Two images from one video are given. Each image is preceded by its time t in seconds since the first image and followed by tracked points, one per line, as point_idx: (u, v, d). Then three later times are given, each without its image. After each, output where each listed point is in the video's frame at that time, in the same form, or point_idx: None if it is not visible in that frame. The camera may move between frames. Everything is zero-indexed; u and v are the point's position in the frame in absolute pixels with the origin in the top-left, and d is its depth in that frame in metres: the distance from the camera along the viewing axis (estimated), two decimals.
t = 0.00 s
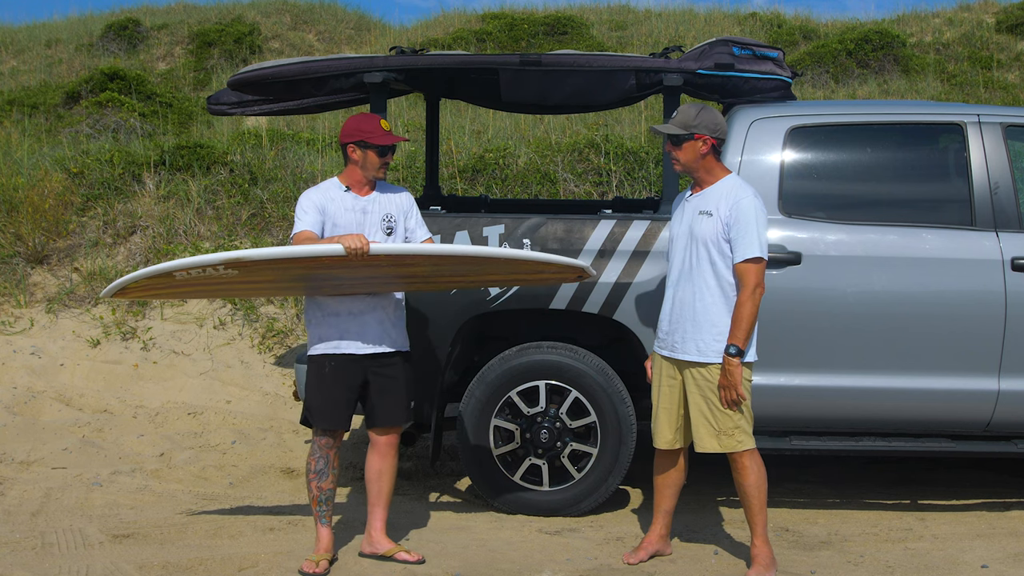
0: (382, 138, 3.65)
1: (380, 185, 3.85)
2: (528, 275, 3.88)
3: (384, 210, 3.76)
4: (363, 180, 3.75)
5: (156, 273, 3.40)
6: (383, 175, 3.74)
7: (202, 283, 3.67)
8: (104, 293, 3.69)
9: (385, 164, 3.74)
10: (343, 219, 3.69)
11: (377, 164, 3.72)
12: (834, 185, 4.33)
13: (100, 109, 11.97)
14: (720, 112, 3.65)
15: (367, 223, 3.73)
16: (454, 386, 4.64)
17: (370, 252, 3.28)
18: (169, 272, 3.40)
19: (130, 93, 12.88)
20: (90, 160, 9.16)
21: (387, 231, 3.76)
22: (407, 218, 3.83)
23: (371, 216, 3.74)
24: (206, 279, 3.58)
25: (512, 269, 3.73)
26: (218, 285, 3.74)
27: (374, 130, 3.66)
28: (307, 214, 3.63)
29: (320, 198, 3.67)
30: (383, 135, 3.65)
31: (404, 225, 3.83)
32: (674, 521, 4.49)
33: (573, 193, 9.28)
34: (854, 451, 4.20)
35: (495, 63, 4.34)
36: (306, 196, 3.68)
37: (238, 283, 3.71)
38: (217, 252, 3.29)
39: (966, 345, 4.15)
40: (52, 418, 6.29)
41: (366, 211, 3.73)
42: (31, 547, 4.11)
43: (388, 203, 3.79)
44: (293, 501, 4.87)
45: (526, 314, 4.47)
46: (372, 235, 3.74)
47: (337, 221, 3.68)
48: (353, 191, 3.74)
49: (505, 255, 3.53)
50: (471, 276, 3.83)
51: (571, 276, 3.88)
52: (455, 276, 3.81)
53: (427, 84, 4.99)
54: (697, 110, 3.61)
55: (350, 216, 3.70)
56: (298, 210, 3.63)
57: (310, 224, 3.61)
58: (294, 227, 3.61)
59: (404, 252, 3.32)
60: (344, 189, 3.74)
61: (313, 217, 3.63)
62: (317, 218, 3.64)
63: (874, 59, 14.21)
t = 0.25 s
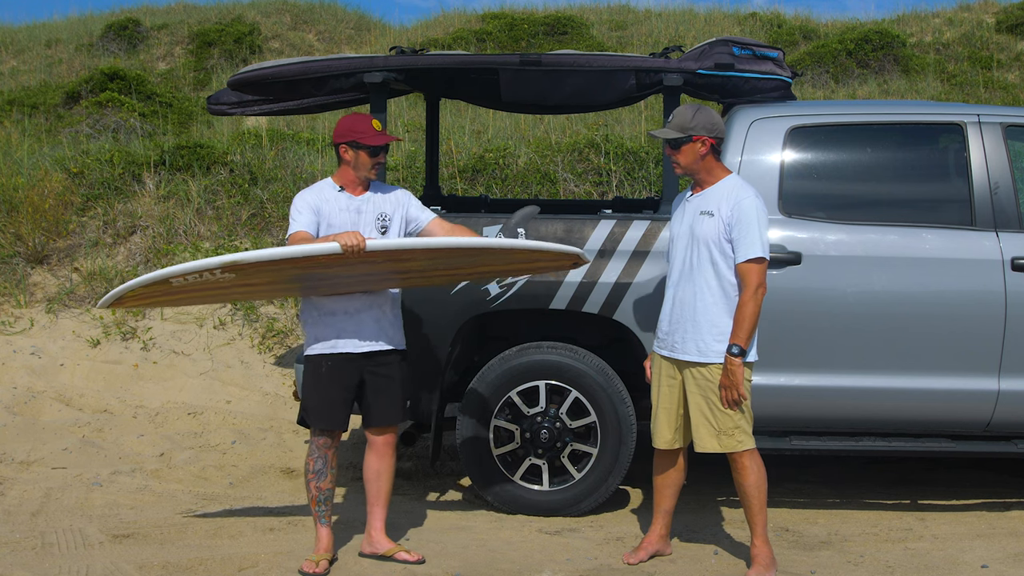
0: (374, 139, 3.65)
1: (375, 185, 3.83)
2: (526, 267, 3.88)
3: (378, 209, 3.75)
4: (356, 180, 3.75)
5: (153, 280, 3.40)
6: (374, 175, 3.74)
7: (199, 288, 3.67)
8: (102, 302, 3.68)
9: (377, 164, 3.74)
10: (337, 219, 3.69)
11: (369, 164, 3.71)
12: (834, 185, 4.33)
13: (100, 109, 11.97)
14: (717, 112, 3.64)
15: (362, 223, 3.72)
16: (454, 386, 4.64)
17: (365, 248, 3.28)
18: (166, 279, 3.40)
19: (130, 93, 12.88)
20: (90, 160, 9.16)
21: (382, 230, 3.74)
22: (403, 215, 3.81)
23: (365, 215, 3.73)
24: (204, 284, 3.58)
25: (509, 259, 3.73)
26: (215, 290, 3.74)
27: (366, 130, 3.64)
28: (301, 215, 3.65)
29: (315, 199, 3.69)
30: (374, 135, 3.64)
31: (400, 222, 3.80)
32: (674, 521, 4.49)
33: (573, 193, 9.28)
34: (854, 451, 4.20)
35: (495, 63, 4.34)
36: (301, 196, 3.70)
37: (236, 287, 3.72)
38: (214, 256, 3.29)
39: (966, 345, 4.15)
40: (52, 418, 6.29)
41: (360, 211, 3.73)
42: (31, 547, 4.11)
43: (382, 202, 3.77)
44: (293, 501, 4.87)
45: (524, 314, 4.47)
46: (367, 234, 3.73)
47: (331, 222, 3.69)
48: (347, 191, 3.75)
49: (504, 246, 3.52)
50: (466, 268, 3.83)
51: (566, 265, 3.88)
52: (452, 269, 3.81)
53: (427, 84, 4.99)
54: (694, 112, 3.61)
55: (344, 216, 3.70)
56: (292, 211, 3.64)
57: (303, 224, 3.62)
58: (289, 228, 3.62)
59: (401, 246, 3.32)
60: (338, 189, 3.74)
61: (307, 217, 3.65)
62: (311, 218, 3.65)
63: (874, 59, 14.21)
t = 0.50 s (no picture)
0: (366, 139, 3.64)
1: (371, 184, 3.84)
2: (524, 270, 3.88)
3: (376, 208, 3.76)
4: (353, 180, 3.76)
5: (150, 275, 3.40)
6: (369, 173, 3.74)
7: (198, 285, 3.67)
8: (99, 297, 3.68)
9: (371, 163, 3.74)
10: (336, 219, 3.69)
11: (362, 163, 3.71)
12: (835, 185, 4.33)
13: (100, 109, 11.97)
14: (717, 112, 3.64)
15: (360, 222, 3.73)
16: (454, 386, 4.64)
17: (364, 247, 3.28)
18: (164, 273, 3.40)
19: (130, 93, 12.88)
20: (90, 160, 9.16)
21: (379, 229, 3.75)
22: (400, 215, 3.81)
23: (362, 214, 3.73)
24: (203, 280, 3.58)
25: (507, 262, 3.73)
26: (214, 286, 3.74)
27: (358, 130, 3.64)
28: (300, 214, 3.63)
29: (313, 199, 3.68)
30: (367, 136, 3.64)
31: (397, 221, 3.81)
32: (674, 521, 4.49)
33: (573, 192, 9.28)
34: (854, 451, 4.19)
35: (495, 63, 4.34)
36: (299, 197, 3.68)
37: (234, 283, 3.72)
38: (212, 252, 3.29)
39: (966, 345, 4.15)
40: (52, 418, 6.29)
41: (358, 210, 3.73)
42: (31, 547, 4.11)
43: (379, 201, 3.77)
44: (293, 501, 4.87)
45: (522, 314, 4.47)
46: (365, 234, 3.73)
47: (329, 221, 3.69)
48: (345, 191, 3.75)
49: (502, 248, 3.52)
50: (463, 271, 3.83)
51: (565, 270, 3.89)
52: (450, 271, 3.81)
53: (426, 83, 4.99)
54: (694, 111, 3.61)
55: (343, 215, 3.70)
56: (291, 211, 3.63)
57: (303, 224, 3.62)
58: (288, 228, 3.61)
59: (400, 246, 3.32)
60: (336, 189, 3.74)
61: (306, 217, 3.63)
62: (310, 218, 3.64)
63: (874, 59, 14.21)
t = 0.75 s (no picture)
0: (355, 141, 3.63)
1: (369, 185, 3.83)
2: (525, 276, 3.90)
3: (375, 209, 3.76)
4: (348, 180, 3.75)
5: (151, 270, 3.40)
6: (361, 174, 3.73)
7: (198, 281, 3.66)
8: (100, 288, 3.68)
9: (363, 165, 3.72)
10: (335, 218, 3.69)
11: (353, 165, 3.70)
12: (835, 185, 4.33)
13: (100, 109, 11.97)
14: (717, 112, 3.64)
15: (359, 222, 3.73)
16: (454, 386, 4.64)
17: (368, 249, 3.28)
18: (166, 269, 3.40)
19: (130, 93, 12.88)
20: (90, 160, 9.15)
21: (378, 229, 3.75)
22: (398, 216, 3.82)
23: (362, 214, 3.73)
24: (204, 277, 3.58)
25: (508, 268, 3.74)
26: (214, 283, 3.74)
27: (347, 132, 3.63)
28: (300, 212, 3.63)
29: (313, 197, 3.68)
30: (359, 138, 3.63)
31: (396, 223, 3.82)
32: (674, 521, 4.49)
33: (573, 192, 9.28)
34: (854, 451, 4.19)
35: (495, 63, 4.34)
36: (299, 196, 3.68)
37: (234, 281, 3.71)
38: (214, 250, 3.29)
39: (966, 345, 4.15)
40: (52, 418, 6.29)
41: (357, 210, 3.73)
42: (31, 547, 4.11)
43: (377, 202, 3.78)
44: (293, 501, 4.87)
45: (521, 314, 4.47)
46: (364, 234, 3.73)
47: (329, 220, 3.68)
48: (343, 190, 3.75)
49: (504, 254, 3.53)
50: (464, 275, 3.84)
51: (565, 275, 3.90)
52: (450, 275, 3.81)
53: (427, 83, 4.99)
54: (694, 111, 3.61)
55: (342, 214, 3.70)
56: (292, 209, 3.62)
57: (304, 221, 3.61)
58: (289, 226, 3.61)
59: (403, 250, 3.33)
60: (335, 188, 3.74)
61: (306, 215, 3.63)
62: (311, 215, 3.64)
63: (874, 59, 14.21)
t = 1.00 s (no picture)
0: (337, 143, 3.61)
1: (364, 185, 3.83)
2: (525, 275, 3.90)
3: (372, 207, 3.76)
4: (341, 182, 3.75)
5: (152, 269, 3.40)
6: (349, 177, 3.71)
7: (199, 280, 3.66)
8: (100, 287, 3.69)
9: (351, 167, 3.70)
10: (333, 217, 3.69)
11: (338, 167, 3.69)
12: (835, 185, 4.33)
13: (100, 109, 11.97)
14: (716, 113, 3.64)
15: (356, 221, 3.73)
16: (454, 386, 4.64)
17: (370, 247, 3.29)
18: (167, 268, 3.40)
19: (130, 93, 12.88)
20: (90, 160, 9.16)
21: (376, 228, 3.75)
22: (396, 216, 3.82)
23: (359, 213, 3.73)
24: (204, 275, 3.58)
25: (508, 266, 3.74)
26: (214, 282, 3.74)
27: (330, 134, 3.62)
28: (299, 210, 3.64)
29: (312, 196, 3.69)
30: (342, 140, 3.61)
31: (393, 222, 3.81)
32: (674, 521, 4.49)
33: (573, 193, 9.29)
34: (854, 451, 4.19)
35: (495, 63, 4.34)
36: (297, 194, 3.69)
37: (235, 280, 3.72)
38: (216, 249, 3.29)
39: (966, 345, 4.15)
40: (52, 418, 6.29)
41: (354, 209, 3.73)
42: (31, 547, 4.11)
43: (374, 201, 3.78)
44: (293, 501, 4.87)
45: (521, 314, 4.47)
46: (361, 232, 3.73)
47: (327, 219, 3.69)
48: (340, 190, 3.75)
49: (505, 252, 3.53)
50: (464, 274, 3.84)
51: (565, 273, 3.90)
52: (449, 274, 3.81)
53: (426, 84, 4.99)
54: (691, 112, 3.61)
55: (339, 213, 3.70)
56: (291, 206, 3.63)
57: (304, 218, 3.62)
58: (289, 223, 3.62)
59: (404, 247, 3.32)
60: (332, 188, 3.75)
61: (306, 212, 3.64)
62: (310, 213, 3.64)
63: (874, 59, 14.21)
